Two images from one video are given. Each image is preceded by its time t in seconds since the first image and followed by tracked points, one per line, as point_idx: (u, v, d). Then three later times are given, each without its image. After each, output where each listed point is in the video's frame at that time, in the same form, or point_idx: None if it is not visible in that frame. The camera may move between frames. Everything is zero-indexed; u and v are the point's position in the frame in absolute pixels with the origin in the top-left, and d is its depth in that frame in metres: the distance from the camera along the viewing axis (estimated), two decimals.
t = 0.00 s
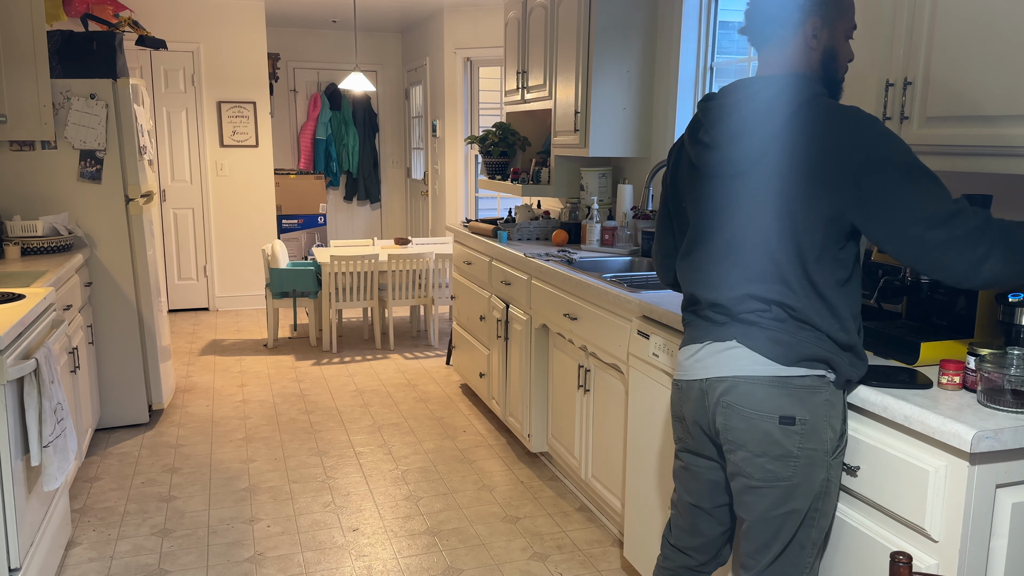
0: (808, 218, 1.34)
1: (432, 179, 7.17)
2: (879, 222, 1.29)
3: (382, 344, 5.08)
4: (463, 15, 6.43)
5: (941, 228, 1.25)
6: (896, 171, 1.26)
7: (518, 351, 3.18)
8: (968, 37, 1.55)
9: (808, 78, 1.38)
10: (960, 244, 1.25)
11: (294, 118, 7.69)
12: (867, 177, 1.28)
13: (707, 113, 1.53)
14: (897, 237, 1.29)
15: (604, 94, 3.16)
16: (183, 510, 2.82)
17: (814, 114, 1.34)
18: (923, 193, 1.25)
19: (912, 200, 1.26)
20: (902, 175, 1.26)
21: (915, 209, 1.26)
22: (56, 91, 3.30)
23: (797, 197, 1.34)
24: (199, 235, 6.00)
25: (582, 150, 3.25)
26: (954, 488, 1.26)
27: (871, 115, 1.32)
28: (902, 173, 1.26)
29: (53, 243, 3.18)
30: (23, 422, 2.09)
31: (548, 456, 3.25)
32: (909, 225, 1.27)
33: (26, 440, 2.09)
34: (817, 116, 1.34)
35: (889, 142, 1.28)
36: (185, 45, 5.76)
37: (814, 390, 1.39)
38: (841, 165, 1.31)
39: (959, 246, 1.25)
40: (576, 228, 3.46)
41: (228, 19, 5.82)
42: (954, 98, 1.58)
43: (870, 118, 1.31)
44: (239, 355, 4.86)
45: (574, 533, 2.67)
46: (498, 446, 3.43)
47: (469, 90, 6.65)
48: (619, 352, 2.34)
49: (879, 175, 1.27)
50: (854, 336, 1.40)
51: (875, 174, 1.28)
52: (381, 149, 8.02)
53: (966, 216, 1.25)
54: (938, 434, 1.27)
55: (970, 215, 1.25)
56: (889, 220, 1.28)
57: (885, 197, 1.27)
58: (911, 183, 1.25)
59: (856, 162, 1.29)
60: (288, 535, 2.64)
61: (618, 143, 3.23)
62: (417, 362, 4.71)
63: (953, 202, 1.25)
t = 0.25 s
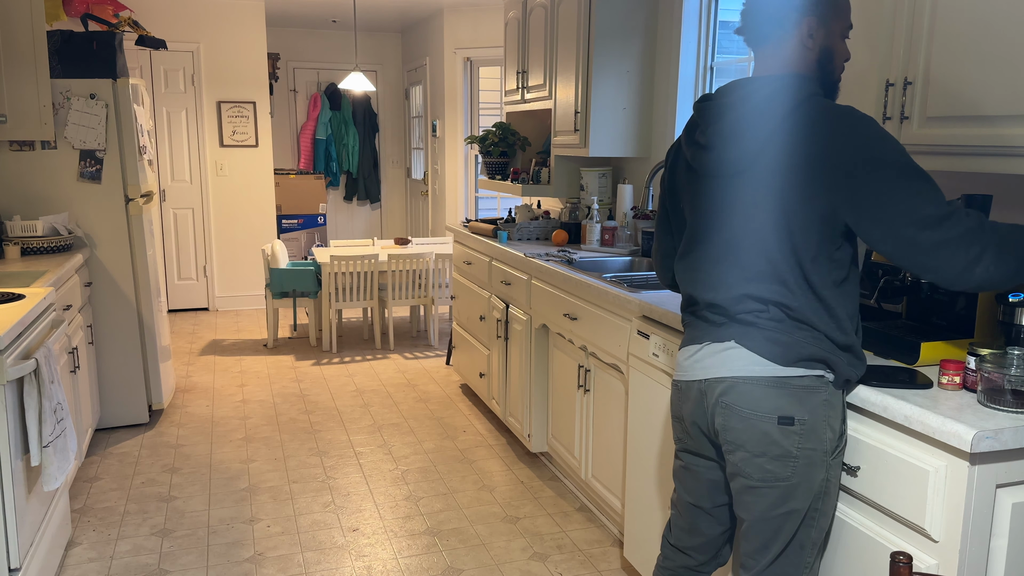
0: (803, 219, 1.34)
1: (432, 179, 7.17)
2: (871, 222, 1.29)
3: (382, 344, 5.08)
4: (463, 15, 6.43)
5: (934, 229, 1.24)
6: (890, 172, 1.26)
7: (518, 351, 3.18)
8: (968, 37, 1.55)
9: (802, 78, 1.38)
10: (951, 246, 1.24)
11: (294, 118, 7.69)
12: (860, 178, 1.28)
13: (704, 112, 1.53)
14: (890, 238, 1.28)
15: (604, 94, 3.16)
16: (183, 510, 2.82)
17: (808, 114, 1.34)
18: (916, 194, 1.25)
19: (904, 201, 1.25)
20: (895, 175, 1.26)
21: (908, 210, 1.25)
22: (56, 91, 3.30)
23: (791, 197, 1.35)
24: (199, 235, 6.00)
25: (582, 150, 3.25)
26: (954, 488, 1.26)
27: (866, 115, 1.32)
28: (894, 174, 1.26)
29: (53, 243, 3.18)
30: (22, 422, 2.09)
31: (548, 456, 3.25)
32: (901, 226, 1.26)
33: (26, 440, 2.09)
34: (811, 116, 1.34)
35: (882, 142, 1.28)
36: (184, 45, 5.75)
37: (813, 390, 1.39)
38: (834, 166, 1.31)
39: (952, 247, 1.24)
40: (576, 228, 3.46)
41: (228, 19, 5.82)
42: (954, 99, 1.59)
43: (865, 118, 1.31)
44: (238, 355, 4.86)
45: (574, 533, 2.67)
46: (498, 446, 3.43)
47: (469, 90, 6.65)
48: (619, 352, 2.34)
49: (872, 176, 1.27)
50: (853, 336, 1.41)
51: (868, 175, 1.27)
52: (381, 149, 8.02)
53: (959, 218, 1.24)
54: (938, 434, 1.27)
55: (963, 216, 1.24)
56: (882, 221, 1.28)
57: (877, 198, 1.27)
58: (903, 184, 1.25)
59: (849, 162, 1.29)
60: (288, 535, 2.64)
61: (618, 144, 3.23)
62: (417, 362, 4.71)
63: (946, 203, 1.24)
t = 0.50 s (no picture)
0: (768, 219, 1.34)
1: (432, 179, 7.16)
2: (830, 225, 1.30)
3: (382, 344, 5.08)
4: (463, 15, 6.43)
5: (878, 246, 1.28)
6: (844, 183, 1.29)
7: (518, 351, 3.18)
8: (969, 37, 1.55)
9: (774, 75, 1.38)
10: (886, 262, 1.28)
11: (294, 117, 7.69)
12: (817, 185, 1.30)
13: (675, 112, 1.54)
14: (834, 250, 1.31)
15: (604, 94, 3.15)
16: (183, 510, 2.82)
17: (778, 111, 1.34)
18: (865, 210, 1.28)
19: (855, 215, 1.28)
20: (848, 187, 1.28)
21: (857, 224, 1.28)
22: (56, 91, 3.29)
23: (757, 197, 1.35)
24: (199, 235, 6.00)
25: (581, 150, 3.25)
26: (954, 489, 1.25)
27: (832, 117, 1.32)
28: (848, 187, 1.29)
29: (52, 242, 3.18)
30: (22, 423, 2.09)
31: (548, 456, 3.25)
32: (846, 239, 1.29)
33: (25, 440, 2.09)
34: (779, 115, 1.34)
35: (844, 150, 1.29)
36: (184, 45, 5.75)
37: (786, 392, 1.39)
38: (797, 168, 1.31)
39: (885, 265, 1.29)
40: (575, 228, 3.46)
41: (228, 19, 5.82)
42: (955, 99, 1.58)
43: (831, 120, 1.32)
44: (238, 355, 4.86)
45: (574, 533, 2.67)
46: (498, 446, 3.43)
47: (469, 90, 6.65)
48: (619, 352, 2.34)
49: (828, 186, 1.29)
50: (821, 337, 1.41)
51: (825, 184, 1.29)
52: (381, 149, 8.02)
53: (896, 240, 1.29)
54: (939, 435, 1.26)
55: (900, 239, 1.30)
56: (830, 231, 1.30)
57: (829, 208, 1.29)
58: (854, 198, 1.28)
59: (812, 165, 1.30)
60: (288, 535, 2.64)
61: (618, 143, 3.22)
62: (417, 362, 4.71)
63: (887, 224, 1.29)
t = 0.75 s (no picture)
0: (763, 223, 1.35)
1: (432, 179, 7.17)
2: (825, 231, 1.30)
3: (382, 344, 5.08)
4: (463, 15, 6.43)
5: (867, 256, 1.28)
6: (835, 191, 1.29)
7: (518, 351, 3.18)
8: (969, 38, 1.55)
9: (774, 77, 1.38)
10: (871, 273, 1.29)
11: (294, 118, 7.69)
12: (811, 193, 1.30)
13: (674, 111, 1.54)
14: (822, 259, 1.31)
15: (604, 94, 3.16)
16: (183, 510, 2.82)
17: (776, 113, 1.34)
18: (855, 221, 1.29)
19: (845, 225, 1.29)
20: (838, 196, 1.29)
21: (847, 233, 1.28)
22: (56, 91, 3.29)
23: (752, 202, 1.35)
24: (199, 235, 6.00)
25: (582, 150, 3.25)
26: (954, 488, 1.26)
27: (832, 124, 1.32)
28: (840, 196, 1.29)
29: (53, 243, 3.18)
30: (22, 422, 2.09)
31: (548, 456, 3.25)
32: (834, 248, 1.29)
33: (25, 440, 2.09)
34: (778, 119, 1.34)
35: (839, 157, 1.30)
36: (184, 45, 5.75)
37: (781, 393, 1.38)
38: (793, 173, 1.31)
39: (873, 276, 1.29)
40: (575, 228, 3.46)
41: (228, 19, 5.82)
42: (955, 99, 1.59)
43: (830, 125, 1.31)
44: (238, 355, 4.86)
45: (574, 533, 2.67)
46: (498, 446, 3.43)
47: (469, 90, 6.65)
48: (619, 352, 2.34)
49: (819, 196, 1.30)
50: (817, 339, 1.41)
51: (818, 192, 1.30)
52: (381, 149, 8.02)
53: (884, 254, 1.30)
54: (939, 435, 1.26)
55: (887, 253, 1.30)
56: (818, 239, 1.30)
57: (820, 217, 1.30)
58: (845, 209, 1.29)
59: (809, 171, 1.30)
60: (288, 535, 2.64)
61: (618, 143, 3.22)
62: (417, 362, 4.71)
63: (877, 236, 1.30)
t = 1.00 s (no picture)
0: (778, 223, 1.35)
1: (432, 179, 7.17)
2: (846, 228, 1.29)
3: (382, 344, 5.08)
4: (463, 15, 6.43)
5: (889, 251, 1.28)
6: (855, 188, 1.28)
7: (518, 351, 3.18)
8: (969, 39, 1.55)
9: (785, 76, 1.38)
10: (895, 267, 1.28)
11: (294, 118, 7.69)
12: (829, 191, 1.30)
13: (682, 111, 1.53)
14: (843, 257, 1.30)
15: (604, 94, 3.16)
16: (183, 510, 2.82)
17: (789, 113, 1.34)
18: (876, 216, 1.28)
19: (866, 222, 1.28)
20: (857, 192, 1.28)
21: (868, 230, 1.28)
22: (56, 91, 3.29)
23: (768, 202, 1.35)
24: (199, 235, 6.00)
25: (582, 150, 3.25)
26: (954, 488, 1.26)
27: (847, 123, 1.32)
28: (860, 193, 1.28)
29: (53, 242, 3.18)
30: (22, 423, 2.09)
31: (548, 456, 3.25)
32: (855, 245, 1.29)
33: (25, 440, 2.09)
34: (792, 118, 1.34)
35: (856, 155, 1.29)
36: (184, 45, 5.75)
37: (798, 395, 1.39)
38: (809, 172, 1.31)
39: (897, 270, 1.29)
40: (575, 228, 3.46)
41: (227, 19, 5.82)
42: (956, 100, 1.58)
43: (845, 124, 1.31)
44: (238, 355, 4.86)
45: (574, 533, 2.67)
46: (498, 446, 3.43)
47: (469, 90, 6.65)
48: (619, 352, 2.34)
49: (838, 193, 1.29)
50: (831, 340, 1.42)
51: (836, 190, 1.29)
52: (381, 149, 8.02)
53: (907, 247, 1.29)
54: (939, 435, 1.26)
55: (910, 245, 1.29)
56: (840, 236, 1.30)
57: (840, 215, 1.29)
58: (865, 205, 1.28)
59: (826, 170, 1.30)
60: (288, 535, 2.64)
61: (618, 143, 3.22)
62: (417, 362, 4.71)
63: (898, 230, 1.29)
